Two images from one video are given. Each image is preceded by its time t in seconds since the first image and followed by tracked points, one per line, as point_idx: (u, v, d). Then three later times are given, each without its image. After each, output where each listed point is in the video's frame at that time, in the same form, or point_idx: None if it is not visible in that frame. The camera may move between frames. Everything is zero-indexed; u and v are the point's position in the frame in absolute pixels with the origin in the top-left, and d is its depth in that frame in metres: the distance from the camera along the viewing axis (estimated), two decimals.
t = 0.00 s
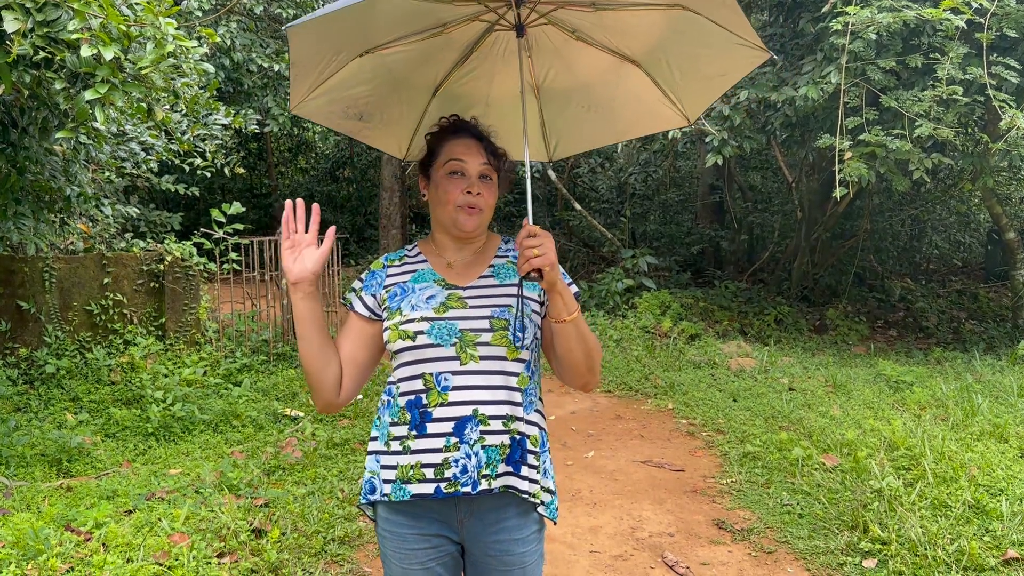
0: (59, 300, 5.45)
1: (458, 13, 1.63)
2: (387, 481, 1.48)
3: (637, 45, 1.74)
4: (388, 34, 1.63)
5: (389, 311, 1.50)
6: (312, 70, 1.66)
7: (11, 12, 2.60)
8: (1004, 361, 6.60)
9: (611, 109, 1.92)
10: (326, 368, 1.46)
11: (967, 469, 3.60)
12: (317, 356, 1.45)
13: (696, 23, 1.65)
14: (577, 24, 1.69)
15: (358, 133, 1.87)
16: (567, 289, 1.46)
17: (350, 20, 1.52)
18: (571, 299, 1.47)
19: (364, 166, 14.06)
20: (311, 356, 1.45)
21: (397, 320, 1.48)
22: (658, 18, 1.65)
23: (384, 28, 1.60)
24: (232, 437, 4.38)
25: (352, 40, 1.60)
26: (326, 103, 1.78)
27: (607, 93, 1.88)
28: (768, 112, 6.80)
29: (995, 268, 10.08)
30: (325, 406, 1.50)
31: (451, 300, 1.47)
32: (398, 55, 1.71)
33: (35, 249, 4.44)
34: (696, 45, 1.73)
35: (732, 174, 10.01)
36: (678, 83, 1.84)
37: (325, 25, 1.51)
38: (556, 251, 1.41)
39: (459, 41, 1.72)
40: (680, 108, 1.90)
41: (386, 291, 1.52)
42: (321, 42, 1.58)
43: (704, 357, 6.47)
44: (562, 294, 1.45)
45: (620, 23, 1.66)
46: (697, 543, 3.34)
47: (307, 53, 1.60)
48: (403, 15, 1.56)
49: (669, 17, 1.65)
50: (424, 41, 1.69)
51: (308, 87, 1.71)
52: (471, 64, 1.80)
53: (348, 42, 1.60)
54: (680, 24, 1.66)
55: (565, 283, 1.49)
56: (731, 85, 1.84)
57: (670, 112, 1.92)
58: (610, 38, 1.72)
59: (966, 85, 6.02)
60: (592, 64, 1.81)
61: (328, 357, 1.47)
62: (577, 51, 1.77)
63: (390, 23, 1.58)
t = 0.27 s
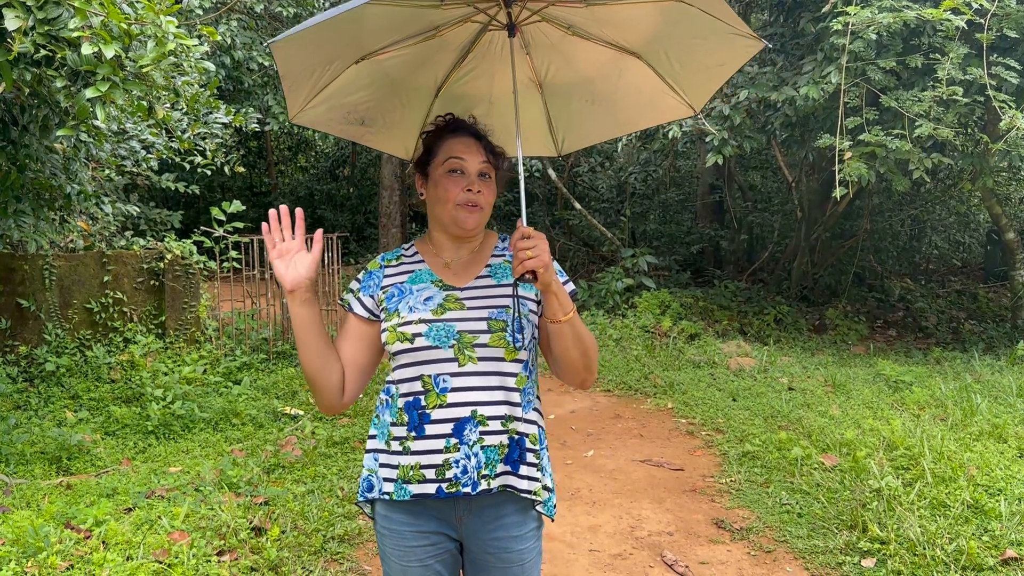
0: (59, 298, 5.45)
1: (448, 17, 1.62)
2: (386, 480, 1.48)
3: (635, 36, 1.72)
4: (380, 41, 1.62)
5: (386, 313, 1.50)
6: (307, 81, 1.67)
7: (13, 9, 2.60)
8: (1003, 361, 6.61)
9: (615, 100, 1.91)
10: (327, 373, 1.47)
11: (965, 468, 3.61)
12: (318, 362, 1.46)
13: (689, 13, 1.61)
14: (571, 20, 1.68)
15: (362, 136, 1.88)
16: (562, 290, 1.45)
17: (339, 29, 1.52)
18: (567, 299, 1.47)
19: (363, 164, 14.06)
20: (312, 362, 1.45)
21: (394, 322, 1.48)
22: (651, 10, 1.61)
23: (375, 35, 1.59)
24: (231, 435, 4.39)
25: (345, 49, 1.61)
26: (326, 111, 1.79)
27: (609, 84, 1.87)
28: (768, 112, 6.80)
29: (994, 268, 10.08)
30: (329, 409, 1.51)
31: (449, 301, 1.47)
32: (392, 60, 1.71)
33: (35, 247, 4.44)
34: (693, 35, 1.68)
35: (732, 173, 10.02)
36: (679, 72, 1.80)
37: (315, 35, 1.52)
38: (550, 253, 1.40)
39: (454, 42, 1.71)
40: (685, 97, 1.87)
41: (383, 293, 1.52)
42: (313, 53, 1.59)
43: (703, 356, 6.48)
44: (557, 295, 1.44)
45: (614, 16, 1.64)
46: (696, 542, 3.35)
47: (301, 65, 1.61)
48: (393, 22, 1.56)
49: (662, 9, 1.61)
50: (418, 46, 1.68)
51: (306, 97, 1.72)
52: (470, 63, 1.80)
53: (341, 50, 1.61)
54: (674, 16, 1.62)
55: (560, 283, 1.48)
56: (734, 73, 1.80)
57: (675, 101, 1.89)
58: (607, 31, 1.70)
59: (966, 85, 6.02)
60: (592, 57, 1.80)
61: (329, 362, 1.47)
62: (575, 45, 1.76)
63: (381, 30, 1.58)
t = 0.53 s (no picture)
0: (59, 296, 5.45)
1: (440, 17, 1.62)
2: (386, 479, 1.49)
3: (630, 31, 1.71)
4: (373, 43, 1.63)
5: (384, 314, 1.50)
6: (302, 84, 1.68)
7: (14, 8, 2.60)
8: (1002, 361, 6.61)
9: (613, 95, 1.91)
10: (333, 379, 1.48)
11: (965, 469, 3.61)
12: (324, 370, 1.46)
13: (683, 7, 1.60)
14: (565, 16, 1.67)
15: (360, 138, 1.89)
16: (559, 289, 1.44)
17: (330, 30, 1.53)
18: (563, 298, 1.46)
19: (364, 163, 14.05)
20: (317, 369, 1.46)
21: (392, 324, 1.49)
22: (644, 5, 1.60)
23: (367, 36, 1.60)
24: (232, 434, 4.39)
25: (337, 51, 1.62)
26: (323, 114, 1.80)
27: (606, 80, 1.87)
28: (769, 112, 6.81)
29: (994, 268, 10.09)
30: (334, 413, 1.53)
31: (446, 302, 1.47)
32: (387, 61, 1.71)
33: (35, 245, 4.43)
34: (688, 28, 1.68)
35: (732, 173, 10.02)
36: (676, 66, 1.80)
37: (306, 37, 1.53)
38: (545, 253, 1.40)
39: (448, 41, 1.72)
40: (682, 91, 1.87)
41: (381, 294, 1.53)
42: (306, 55, 1.60)
43: (703, 356, 6.48)
44: (554, 294, 1.44)
45: (607, 11, 1.63)
46: (696, 541, 3.35)
47: (294, 68, 1.62)
48: (384, 23, 1.56)
49: (655, 4, 1.60)
50: (412, 46, 1.69)
51: (301, 101, 1.73)
52: (466, 60, 1.80)
53: (334, 52, 1.62)
54: (667, 10, 1.62)
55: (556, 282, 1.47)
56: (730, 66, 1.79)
57: (672, 95, 1.89)
58: (601, 26, 1.70)
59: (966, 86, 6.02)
60: (587, 53, 1.80)
61: (334, 369, 1.48)
62: (571, 41, 1.76)
63: (373, 32, 1.59)
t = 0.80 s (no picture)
0: (60, 295, 5.45)
1: (436, 22, 1.62)
2: (386, 478, 1.49)
3: (625, 34, 1.71)
4: (370, 48, 1.64)
5: (385, 313, 1.51)
6: (299, 89, 1.69)
7: (17, 6, 2.59)
8: (1002, 362, 6.62)
9: (608, 98, 1.91)
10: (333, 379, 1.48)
11: (965, 469, 3.62)
12: (324, 371, 1.47)
13: (676, 10, 1.60)
14: (561, 20, 1.67)
15: (358, 143, 1.89)
16: (558, 289, 1.44)
17: (327, 34, 1.54)
18: (562, 299, 1.46)
19: (364, 162, 14.05)
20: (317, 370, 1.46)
21: (393, 323, 1.49)
22: (639, 7, 1.61)
23: (364, 41, 1.61)
24: (232, 433, 4.39)
25: (335, 55, 1.62)
26: (321, 119, 1.80)
27: (601, 83, 1.87)
28: (769, 112, 6.81)
29: (994, 269, 10.10)
30: (334, 412, 1.53)
31: (447, 302, 1.48)
32: (384, 66, 1.72)
33: (36, 244, 4.43)
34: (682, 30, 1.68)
35: (732, 173, 10.02)
36: (671, 68, 1.80)
37: (303, 41, 1.53)
38: (543, 253, 1.40)
39: (445, 46, 1.72)
40: (676, 92, 1.88)
41: (382, 294, 1.53)
42: (303, 61, 1.60)
43: (703, 356, 6.49)
44: (553, 295, 1.44)
45: (602, 15, 1.64)
46: (697, 541, 3.36)
47: (292, 73, 1.63)
48: (381, 28, 1.57)
49: (649, 6, 1.60)
50: (409, 51, 1.69)
51: (299, 106, 1.74)
52: (463, 65, 1.80)
53: (332, 56, 1.62)
54: (661, 12, 1.62)
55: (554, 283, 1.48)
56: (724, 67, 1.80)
57: (667, 97, 1.90)
58: (596, 29, 1.70)
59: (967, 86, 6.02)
60: (583, 57, 1.80)
61: (335, 369, 1.49)
62: (567, 45, 1.76)
63: (370, 36, 1.59)
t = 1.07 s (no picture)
0: (60, 293, 5.45)
1: (440, 24, 1.63)
2: (386, 476, 1.49)
3: (626, 40, 1.71)
4: (374, 49, 1.64)
5: (389, 309, 1.51)
6: (303, 88, 1.69)
7: (18, 5, 2.60)
8: (1002, 362, 6.62)
9: (610, 106, 1.90)
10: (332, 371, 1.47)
11: (966, 469, 3.62)
12: (322, 364, 1.46)
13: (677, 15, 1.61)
14: (563, 25, 1.68)
15: (360, 146, 1.87)
16: (556, 290, 1.44)
17: (331, 31, 1.54)
18: (560, 301, 1.45)
19: (364, 162, 14.05)
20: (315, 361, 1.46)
21: (396, 319, 1.49)
22: (639, 12, 1.61)
23: (369, 41, 1.61)
24: (232, 432, 4.39)
25: (340, 55, 1.62)
26: (324, 120, 1.79)
27: (603, 91, 1.87)
28: (769, 112, 6.81)
29: (994, 269, 10.11)
30: (333, 411, 1.51)
31: (450, 299, 1.48)
32: (389, 68, 1.72)
33: (37, 243, 4.43)
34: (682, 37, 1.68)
35: (733, 173, 10.03)
36: (672, 76, 1.79)
37: (307, 39, 1.54)
38: (541, 253, 1.41)
39: (449, 50, 1.72)
40: (678, 101, 1.86)
41: (386, 291, 1.53)
42: (307, 59, 1.61)
43: (704, 356, 6.49)
44: (551, 295, 1.43)
45: (603, 20, 1.64)
46: (697, 541, 3.36)
47: (296, 71, 1.63)
48: (385, 28, 1.57)
49: (650, 11, 1.61)
50: (413, 53, 1.70)
51: (302, 105, 1.73)
52: (466, 70, 1.80)
53: (335, 56, 1.62)
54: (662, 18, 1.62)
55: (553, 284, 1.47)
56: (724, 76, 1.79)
57: (669, 106, 1.88)
58: (598, 36, 1.71)
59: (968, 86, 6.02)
60: (585, 64, 1.79)
61: (332, 364, 1.48)
62: (569, 51, 1.76)
63: (374, 36, 1.60)
